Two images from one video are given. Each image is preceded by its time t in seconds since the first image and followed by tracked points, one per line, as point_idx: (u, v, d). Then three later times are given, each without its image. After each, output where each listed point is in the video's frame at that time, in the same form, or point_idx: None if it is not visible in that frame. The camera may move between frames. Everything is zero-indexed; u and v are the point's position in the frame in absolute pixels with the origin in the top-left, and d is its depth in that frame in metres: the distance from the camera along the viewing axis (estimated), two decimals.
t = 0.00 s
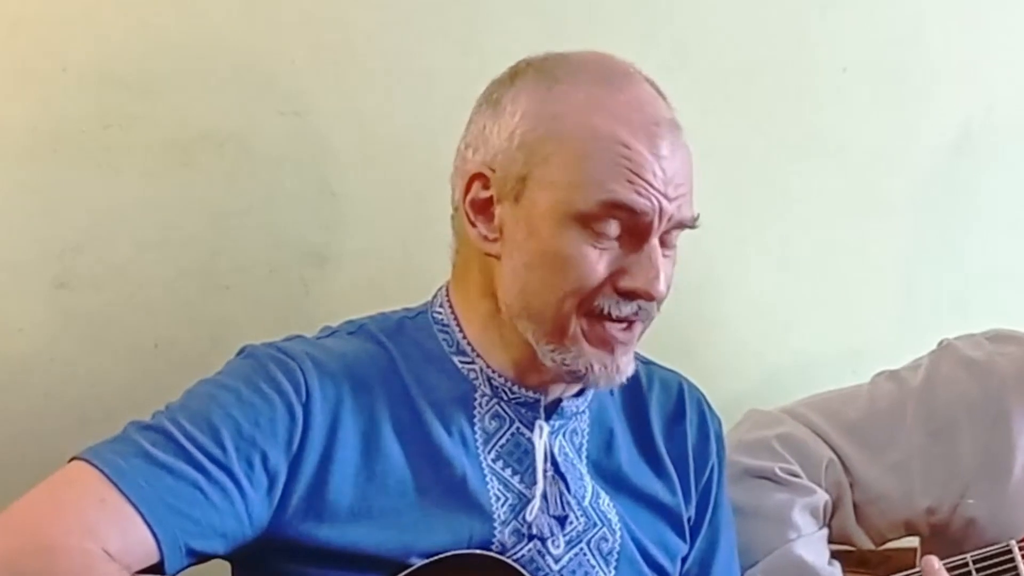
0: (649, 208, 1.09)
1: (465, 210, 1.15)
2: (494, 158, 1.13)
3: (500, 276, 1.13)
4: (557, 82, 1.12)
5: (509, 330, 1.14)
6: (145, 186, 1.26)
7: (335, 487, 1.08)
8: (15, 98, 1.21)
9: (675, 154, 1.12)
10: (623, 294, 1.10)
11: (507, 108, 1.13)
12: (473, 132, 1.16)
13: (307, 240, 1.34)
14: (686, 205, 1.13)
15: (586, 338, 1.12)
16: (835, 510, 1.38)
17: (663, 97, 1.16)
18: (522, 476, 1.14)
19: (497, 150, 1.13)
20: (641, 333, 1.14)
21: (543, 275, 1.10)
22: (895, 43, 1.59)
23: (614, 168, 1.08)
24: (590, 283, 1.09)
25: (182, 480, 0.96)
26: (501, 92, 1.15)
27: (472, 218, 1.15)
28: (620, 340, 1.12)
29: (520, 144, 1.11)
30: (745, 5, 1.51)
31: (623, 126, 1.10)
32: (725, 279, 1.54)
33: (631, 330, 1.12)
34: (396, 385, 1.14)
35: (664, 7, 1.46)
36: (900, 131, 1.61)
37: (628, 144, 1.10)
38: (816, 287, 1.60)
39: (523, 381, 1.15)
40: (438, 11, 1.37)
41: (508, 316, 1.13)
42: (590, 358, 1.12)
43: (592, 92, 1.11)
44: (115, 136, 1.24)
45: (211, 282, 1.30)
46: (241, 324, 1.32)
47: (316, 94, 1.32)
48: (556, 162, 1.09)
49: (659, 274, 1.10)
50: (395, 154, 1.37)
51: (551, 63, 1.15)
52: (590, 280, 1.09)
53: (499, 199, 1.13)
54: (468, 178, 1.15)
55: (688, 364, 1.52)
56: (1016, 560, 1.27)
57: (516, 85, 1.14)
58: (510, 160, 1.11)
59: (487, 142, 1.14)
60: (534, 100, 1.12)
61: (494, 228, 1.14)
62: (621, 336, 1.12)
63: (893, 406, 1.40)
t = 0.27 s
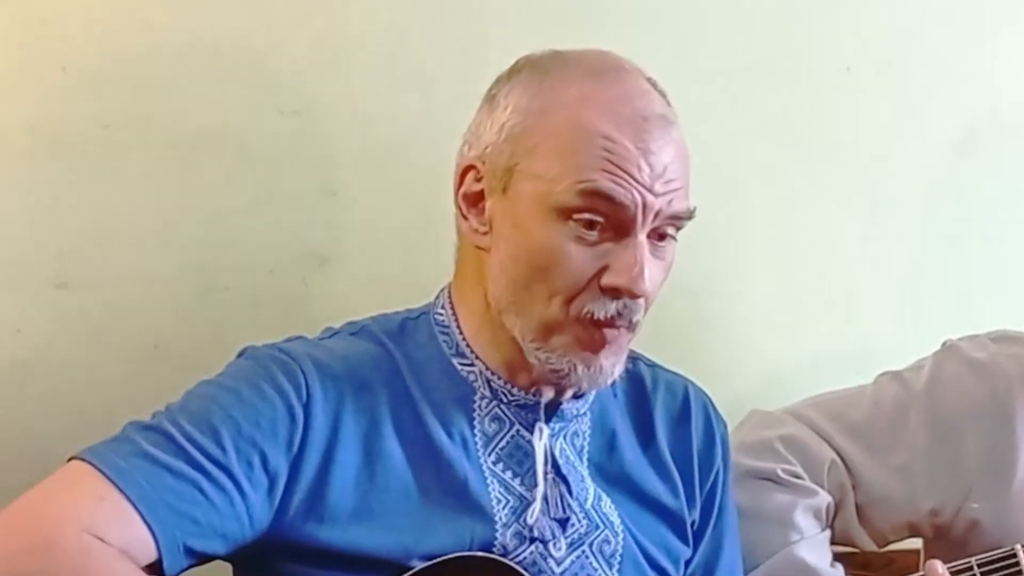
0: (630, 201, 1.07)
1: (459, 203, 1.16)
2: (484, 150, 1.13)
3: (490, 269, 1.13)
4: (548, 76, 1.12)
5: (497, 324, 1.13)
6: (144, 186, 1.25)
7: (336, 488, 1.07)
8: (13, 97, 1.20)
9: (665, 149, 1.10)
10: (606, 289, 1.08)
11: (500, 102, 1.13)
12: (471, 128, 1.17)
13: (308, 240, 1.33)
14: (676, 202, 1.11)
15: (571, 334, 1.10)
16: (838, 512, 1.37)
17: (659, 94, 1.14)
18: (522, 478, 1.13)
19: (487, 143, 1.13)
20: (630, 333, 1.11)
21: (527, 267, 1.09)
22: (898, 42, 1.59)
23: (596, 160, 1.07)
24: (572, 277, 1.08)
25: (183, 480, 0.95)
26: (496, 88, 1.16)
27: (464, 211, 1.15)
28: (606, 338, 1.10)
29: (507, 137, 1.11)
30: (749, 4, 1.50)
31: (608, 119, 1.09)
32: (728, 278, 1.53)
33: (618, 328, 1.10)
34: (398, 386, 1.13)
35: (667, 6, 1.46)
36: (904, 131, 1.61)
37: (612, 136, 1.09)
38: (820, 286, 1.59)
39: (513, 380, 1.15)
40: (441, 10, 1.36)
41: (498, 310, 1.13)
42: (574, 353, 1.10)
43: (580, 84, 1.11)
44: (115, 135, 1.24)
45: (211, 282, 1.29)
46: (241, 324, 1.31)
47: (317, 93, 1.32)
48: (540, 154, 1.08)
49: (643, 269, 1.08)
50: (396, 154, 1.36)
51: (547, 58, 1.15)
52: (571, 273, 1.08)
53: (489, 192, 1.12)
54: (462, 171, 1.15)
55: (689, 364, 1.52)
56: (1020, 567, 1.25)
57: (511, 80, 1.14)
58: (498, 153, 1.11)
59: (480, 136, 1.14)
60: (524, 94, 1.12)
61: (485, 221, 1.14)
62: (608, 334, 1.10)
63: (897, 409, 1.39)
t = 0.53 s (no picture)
0: (633, 217, 1.07)
1: (467, 202, 1.16)
2: (494, 151, 1.13)
3: (491, 271, 1.13)
4: (564, 83, 1.12)
5: (496, 326, 1.13)
6: (144, 186, 1.25)
7: (340, 492, 1.07)
8: (13, 96, 1.20)
9: (674, 167, 1.10)
10: (603, 302, 1.08)
11: (514, 103, 1.13)
12: (486, 126, 1.17)
13: (309, 241, 1.33)
14: (681, 220, 1.10)
15: (567, 343, 1.10)
16: (840, 515, 1.37)
17: (675, 110, 1.14)
18: (526, 481, 1.13)
19: (497, 144, 1.13)
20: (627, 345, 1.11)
21: (527, 273, 1.09)
22: (899, 43, 1.59)
23: (601, 172, 1.07)
24: (569, 287, 1.08)
25: (187, 482, 0.94)
26: (514, 89, 1.15)
27: (471, 210, 1.15)
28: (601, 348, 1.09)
29: (517, 140, 1.11)
30: (751, 4, 1.50)
31: (619, 131, 1.09)
32: (729, 279, 1.53)
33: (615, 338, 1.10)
34: (404, 387, 1.13)
35: (669, 6, 1.46)
36: (906, 131, 1.61)
37: (621, 150, 1.08)
38: (821, 287, 1.59)
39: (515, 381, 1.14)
40: (443, 10, 1.36)
41: (496, 313, 1.13)
42: (569, 361, 1.10)
43: (595, 95, 1.10)
44: (114, 135, 1.23)
45: (211, 284, 1.29)
46: (241, 326, 1.31)
47: (317, 93, 1.31)
48: (548, 161, 1.08)
49: (642, 286, 1.08)
50: (398, 155, 1.36)
51: (566, 64, 1.14)
52: (569, 282, 1.07)
53: (495, 193, 1.12)
54: (471, 169, 1.15)
55: (690, 366, 1.52)
56: None
57: (528, 83, 1.14)
58: (507, 155, 1.11)
59: (492, 135, 1.14)
60: (538, 98, 1.11)
61: (490, 222, 1.14)
62: (603, 347, 1.10)
63: (898, 411, 1.39)
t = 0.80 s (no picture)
0: (628, 209, 1.06)
1: (463, 198, 1.15)
2: (488, 147, 1.12)
3: (488, 265, 1.13)
4: (557, 77, 1.11)
5: (493, 321, 1.13)
6: (145, 186, 1.24)
7: (343, 489, 1.06)
8: (12, 95, 1.19)
9: (669, 159, 1.09)
10: (599, 294, 1.08)
11: (509, 99, 1.13)
12: (482, 122, 1.17)
13: (310, 241, 1.32)
14: (677, 212, 1.10)
15: (564, 336, 1.09)
16: (844, 517, 1.36)
17: (670, 102, 1.13)
18: (530, 478, 1.12)
19: (492, 139, 1.12)
20: (625, 338, 1.11)
21: (523, 266, 1.09)
22: (901, 45, 1.59)
23: (595, 164, 1.06)
24: (565, 280, 1.07)
25: (189, 475, 0.93)
26: (509, 84, 1.15)
27: (467, 206, 1.15)
28: (598, 340, 1.09)
29: (511, 135, 1.10)
30: (752, 6, 1.50)
31: (613, 124, 1.08)
32: (731, 281, 1.52)
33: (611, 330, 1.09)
34: (405, 385, 1.12)
35: (669, 8, 1.45)
36: (908, 132, 1.61)
37: (616, 142, 1.08)
38: (822, 289, 1.59)
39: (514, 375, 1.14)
40: (445, 9, 1.36)
41: (493, 307, 1.12)
42: (566, 355, 1.10)
43: (589, 88, 1.10)
44: (113, 134, 1.22)
45: (212, 283, 1.28)
46: (242, 326, 1.30)
47: (318, 92, 1.31)
48: (542, 155, 1.08)
49: (638, 278, 1.07)
50: (399, 155, 1.35)
51: (561, 59, 1.14)
52: (565, 276, 1.07)
53: (490, 188, 1.12)
54: (467, 165, 1.15)
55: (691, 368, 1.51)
56: None
57: (523, 78, 1.14)
58: (501, 150, 1.11)
59: (487, 130, 1.13)
60: (532, 93, 1.11)
61: (485, 217, 1.13)
62: (599, 338, 1.09)
63: (901, 413, 1.39)
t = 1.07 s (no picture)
0: (613, 188, 1.05)
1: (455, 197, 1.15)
2: (477, 142, 1.12)
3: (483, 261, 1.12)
4: (538, 66, 1.11)
5: (490, 318, 1.12)
6: (143, 185, 1.23)
7: (344, 491, 1.05)
8: (10, 94, 1.17)
9: (654, 137, 1.08)
10: (591, 276, 1.06)
11: (494, 94, 1.13)
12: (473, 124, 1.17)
13: (310, 241, 1.31)
14: (667, 191, 1.08)
15: (561, 326, 1.08)
16: (848, 520, 1.36)
17: (655, 84, 1.12)
18: (533, 477, 1.11)
19: (479, 134, 1.12)
20: (623, 324, 1.08)
21: (515, 256, 1.08)
22: (904, 45, 1.58)
23: (577, 145, 1.05)
24: (556, 265, 1.06)
25: (190, 480, 0.92)
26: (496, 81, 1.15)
27: (459, 204, 1.14)
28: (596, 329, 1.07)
29: (496, 126, 1.10)
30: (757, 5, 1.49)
31: (594, 104, 1.07)
32: (734, 282, 1.52)
33: (609, 317, 1.07)
34: (406, 385, 1.11)
35: (674, 7, 1.44)
36: (912, 133, 1.60)
37: (598, 122, 1.07)
38: (824, 290, 1.58)
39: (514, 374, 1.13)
40: (447, 8, 1.35)
41: (490, 301, 1.11)
42: (564, 344, 1.08)
43: (570, 72, 1.09)
44: (113, 134, 1.21)
45: (212, 284, 1.27)
46: (242, 326, 1.29)
47: (318, 91, 1.30)
48: (526, 142, 1.07)
49: (628, 258, 1.06)
50: (399, 155, 1.35)
51: (543, 52, 1.14)
52: (555, 261, 1.06)
53: (480, 182, 1.12)
54: (457, 164, 1.15)
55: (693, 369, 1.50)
56: None
57: (507, 73, 1.14)
58: (488, 143, 1.11)
59: (476, 127, 1.14)
60: (515, 84, 1.11)
61: (478, 213, 1.13)
62: (598, 324, 1.07)
63: (907, 413, 1.38)
